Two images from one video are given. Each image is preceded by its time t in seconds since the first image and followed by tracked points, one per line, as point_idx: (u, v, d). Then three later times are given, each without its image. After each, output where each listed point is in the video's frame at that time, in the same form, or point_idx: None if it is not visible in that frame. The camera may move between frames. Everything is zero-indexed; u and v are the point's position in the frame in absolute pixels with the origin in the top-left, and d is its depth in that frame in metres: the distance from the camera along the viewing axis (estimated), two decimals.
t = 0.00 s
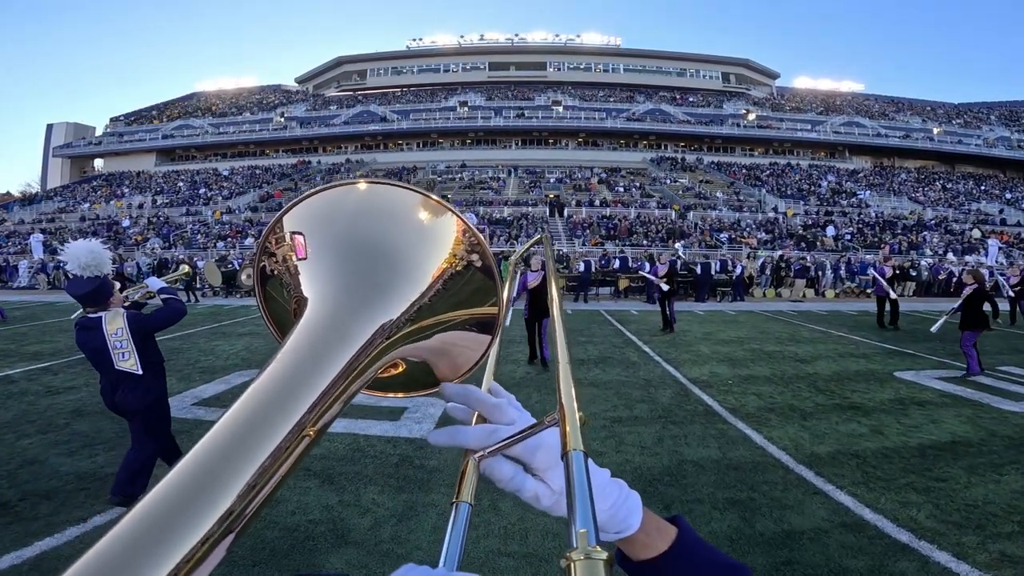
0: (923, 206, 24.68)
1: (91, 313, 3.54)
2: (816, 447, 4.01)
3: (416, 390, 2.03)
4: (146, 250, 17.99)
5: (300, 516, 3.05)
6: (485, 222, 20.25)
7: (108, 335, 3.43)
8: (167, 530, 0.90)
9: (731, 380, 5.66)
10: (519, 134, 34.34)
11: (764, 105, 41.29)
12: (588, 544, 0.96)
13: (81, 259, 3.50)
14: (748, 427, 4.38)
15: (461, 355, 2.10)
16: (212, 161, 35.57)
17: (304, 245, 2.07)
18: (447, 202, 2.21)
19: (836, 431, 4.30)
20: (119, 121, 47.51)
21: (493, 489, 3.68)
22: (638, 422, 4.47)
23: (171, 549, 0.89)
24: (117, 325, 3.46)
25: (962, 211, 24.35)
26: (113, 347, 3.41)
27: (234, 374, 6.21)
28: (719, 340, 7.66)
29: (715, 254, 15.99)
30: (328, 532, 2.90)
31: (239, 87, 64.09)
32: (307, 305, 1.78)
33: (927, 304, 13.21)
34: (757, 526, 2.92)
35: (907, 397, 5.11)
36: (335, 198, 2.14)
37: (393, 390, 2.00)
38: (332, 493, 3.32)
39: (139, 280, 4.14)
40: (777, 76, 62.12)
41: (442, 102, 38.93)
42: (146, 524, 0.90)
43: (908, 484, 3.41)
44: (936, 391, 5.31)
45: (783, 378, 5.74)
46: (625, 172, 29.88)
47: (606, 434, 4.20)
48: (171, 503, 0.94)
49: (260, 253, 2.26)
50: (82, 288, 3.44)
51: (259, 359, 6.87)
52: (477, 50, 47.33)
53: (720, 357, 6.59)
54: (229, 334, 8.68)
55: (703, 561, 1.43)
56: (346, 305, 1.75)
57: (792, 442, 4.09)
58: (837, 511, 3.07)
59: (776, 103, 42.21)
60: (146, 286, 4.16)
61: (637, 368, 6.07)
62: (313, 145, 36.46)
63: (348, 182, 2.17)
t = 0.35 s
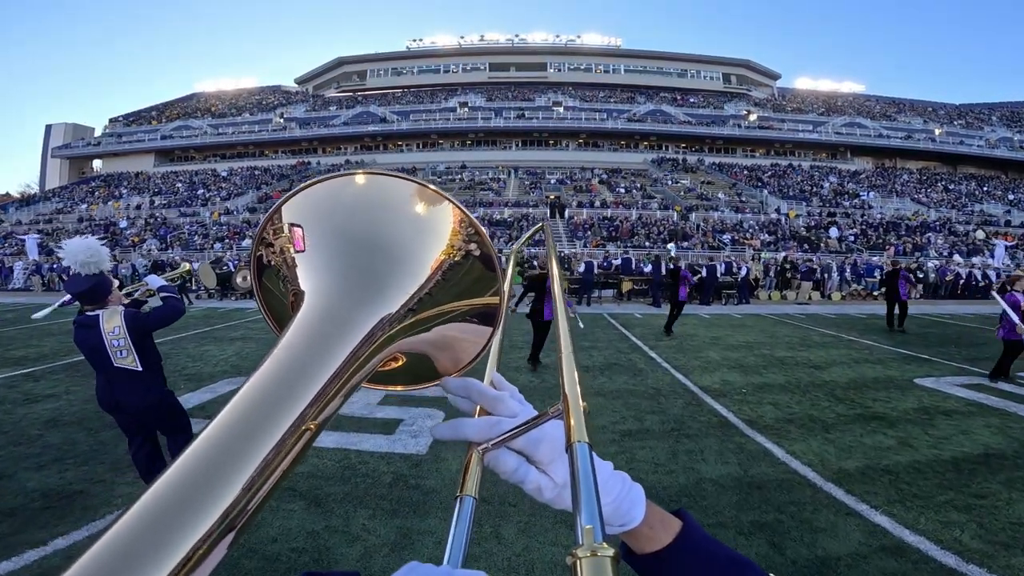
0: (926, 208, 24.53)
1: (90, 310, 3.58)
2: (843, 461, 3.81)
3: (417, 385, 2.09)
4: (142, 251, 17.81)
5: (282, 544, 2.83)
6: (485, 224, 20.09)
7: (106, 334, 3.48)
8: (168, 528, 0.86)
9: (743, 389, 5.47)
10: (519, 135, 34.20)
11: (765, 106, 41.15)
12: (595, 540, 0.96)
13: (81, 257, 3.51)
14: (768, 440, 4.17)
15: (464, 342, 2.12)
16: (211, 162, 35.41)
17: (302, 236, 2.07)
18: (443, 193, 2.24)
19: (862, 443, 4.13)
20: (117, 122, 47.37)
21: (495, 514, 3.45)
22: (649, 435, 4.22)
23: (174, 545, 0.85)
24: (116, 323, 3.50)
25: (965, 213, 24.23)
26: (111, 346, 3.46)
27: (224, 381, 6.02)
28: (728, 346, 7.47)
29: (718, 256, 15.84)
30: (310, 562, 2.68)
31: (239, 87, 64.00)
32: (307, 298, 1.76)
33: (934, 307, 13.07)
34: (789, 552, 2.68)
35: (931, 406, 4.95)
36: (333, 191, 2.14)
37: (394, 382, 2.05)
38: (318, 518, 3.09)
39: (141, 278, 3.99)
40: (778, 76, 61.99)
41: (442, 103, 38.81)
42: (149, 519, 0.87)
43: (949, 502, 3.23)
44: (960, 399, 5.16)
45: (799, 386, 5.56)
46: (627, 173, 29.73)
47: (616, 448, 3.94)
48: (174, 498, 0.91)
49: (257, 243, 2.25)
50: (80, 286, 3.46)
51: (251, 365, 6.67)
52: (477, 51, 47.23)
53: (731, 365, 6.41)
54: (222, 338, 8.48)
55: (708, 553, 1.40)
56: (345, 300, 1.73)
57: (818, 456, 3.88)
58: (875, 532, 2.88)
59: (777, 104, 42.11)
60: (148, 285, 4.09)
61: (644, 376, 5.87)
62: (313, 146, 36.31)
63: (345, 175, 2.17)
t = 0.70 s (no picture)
0: (928, 208, 24.40)
1: (93, 313, 3.53)
2: (866, 475, 3.64)
3: (415, 394, 2.06)
4: (139, 252, 17.70)
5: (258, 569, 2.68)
6: (485, 224, 19.96)
7: (110, 336, 3.41)
8: (163, 540, 0.82)
9: (753, 395, 5.32)
10: (519, 135, 34.09)
11: (766, 106, 41.04)
12: (594, 547, 0.87)
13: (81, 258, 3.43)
14: (782, 451, 4.01)
15: (465, 351, 2.07)
16: (210, 162, 35.31)
17: (304, 247, 2.06)
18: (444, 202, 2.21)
19: (883, 453, 3.99)
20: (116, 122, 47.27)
21: (491, 536, 3.15)
22: (657, 446, 4.03)
23: (171, 559, 0.82)
24: (120, 326, 3.46)
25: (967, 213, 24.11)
26: (114, 348, 3.38)
27: (213, 387, 5.85)
28: (736, 350, 7.32)
29: (720, 257, 15.71)
30: None
31: (239, 88, 63.99)
32: (308, 307, 1.74)
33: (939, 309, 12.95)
34: None
35: (952, 414, 4.82)
36: (335, 202, 2.12)
37: (395, 392, 2.03)
38: (299, 540, 2.92)
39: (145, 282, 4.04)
40: (779, 76, 61.87)
41: (442, 103, 38.70)
42: (150, 524, 0.84)
43: (982, 518, 3.10)
44: (980, 405, 5.03)
45: (811, 393, 5.41)
46: (627, 174, 29.61)
47: (624, 462, 3.74)
48: (174, 506, 0.87)
49: (260, 254, 2.26)
50: (83, 289, 3.41)
51: (243, 372, 6.53)
52: (477, 51, 47.13)
53: (739, 370, 6.26)
54: (215, 342, 8.32)
55: (713, 560, 1.41)
56: (346, 308, 1.70)
57: (838, 469, 3.71)
58: (906, 552, 2.74)
59: (778, 104, 42.01)
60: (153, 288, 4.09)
61: (649, 382, 5.71)
62: (312, 146, 36.15)
63: (346, 185, 2.15)
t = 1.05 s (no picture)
0: (930, 209, 24.29)
1: (94, 312, 3.47)
2: (888, 491, 3.35)
3: (410, 390, 1.93)
4: (135, 253, 17.53)
5: None
6: (484, 225, 19.79)
7: (113, 335, 3.37)
8: (133, 551, 0.77)
9: (761, 402, 5.11)
10: (518, 135, 34.00)
11: (767, 106, 40.96)
12: (582, 546, 0.86)
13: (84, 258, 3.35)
14: (796, 464, 3.73)
15: (461, 350, 1.98)
16: (208, 163, 35.18)
17: (293, 242, 1.93)
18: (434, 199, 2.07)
19: (905, 464, 3.76)
20: (115, 122, 47.19)
21: (481, 564, 2.74)
22: (661, 460, 3.74)
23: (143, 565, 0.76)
24: (123, 325, 3.40)
25: (969, 214, 23.98)
26: (118, 347, 3.35)
27: (191, 393, 5.65)
28: (742, 355, 7.13)
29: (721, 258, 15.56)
30: None
31: (239, 88, 63.90)
32: (296, 303, 1.64)
33: (944, 310, 12.79)
34: None
35: (972, 422, 4.63)
36: (323, 197, 1.99)
37: (385, 391, 1.89)
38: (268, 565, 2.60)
39: (146, 278, 3.87)
40: (779, 77, 61.80)
41: (441, 103, 38.64)
42: (135, 519, 0.82)
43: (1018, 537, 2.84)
44: (1000, 413, 4.85)
45: (823, 400, 5.20)
46: (627, 174, 29.51)
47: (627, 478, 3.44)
48: (155, 508, 0.83)
49: (248, 253, 2.07)
50: (85, 288, 3.34)
51: (228, 378, 6.30)
52: (477, 51, 47.07)
53: (746, 376, 6.07)
54: (204, 346, 8.10)
55: (702, 552, 1.36)
56: (336, 303, 1.60)
57: (858, 484, 3.44)
58: None
59: (778, 104, 41.95)
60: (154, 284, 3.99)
61: (652, 390, 5.46)
62: (311, 146, 36.00)
63: (335, 181, 2.03)
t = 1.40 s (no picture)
0: (932, 209, 24.18)
1: (95, 314, 3.44)
2: (916, 506, 3.13)
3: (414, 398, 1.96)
4: (131, 253, 17.37)
5: None
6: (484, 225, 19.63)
7: (113, 337, 3.33)
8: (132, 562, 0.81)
9: (772, 411, 4.87)
10: (518, 135, 33.93)
11: (767, 106, 40.89)
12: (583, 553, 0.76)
13: (86, 259, 3.37)
14: (815, 479, 3.48)
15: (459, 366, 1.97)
16: (206, 163, 35.08)
17: (296, 250, 1.97)
18: (441, 211, 2.09)
19: (930, 475, 3.56)
20: (114, 122, 47.08)
21: None
22: (670, 474, 3.48)
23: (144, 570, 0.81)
24: (123, 327, 3.36)
25: (971, 214, 23.89)
26: (118, 349, 3.30)
27: (172, 401, 5.43)
28: (749, 361, 6.93)
29: (723, 259, 15.46)
30: None
31: (238, 88, 63.83)
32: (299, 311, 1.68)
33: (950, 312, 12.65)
34: None
35: (994, 431, 4.44)
36: (328, 205, 2.02)
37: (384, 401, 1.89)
38: None
39: (148, 282, 3.83)
40: (780, 77, 61.76)
41: (441, 103, 38.57)
42: (135, 527, 0.85)
43: None
44: (1022, 422, 4.66)
45: (837, 407, 4.99)
46: (628, 174, 29.40)
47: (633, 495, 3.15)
48: (153, 516, 0.87)
49: (252, 263, 2.14)
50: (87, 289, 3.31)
51: (215, 385, 6.07)
52: (477, 51, 46.98)
53: (756, 382, 5.85)
54: (193, 351, 7.88)
55: (707, 562, 1.26)
56: (338, 311, 1.62)
57: (882, 498, 3.24)
58: None
59: (778, 104, 41.87)
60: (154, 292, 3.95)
61: (657, 399, 5.18)
62: (311, 146, 35.88)
63: (340, 191, 2.05)
